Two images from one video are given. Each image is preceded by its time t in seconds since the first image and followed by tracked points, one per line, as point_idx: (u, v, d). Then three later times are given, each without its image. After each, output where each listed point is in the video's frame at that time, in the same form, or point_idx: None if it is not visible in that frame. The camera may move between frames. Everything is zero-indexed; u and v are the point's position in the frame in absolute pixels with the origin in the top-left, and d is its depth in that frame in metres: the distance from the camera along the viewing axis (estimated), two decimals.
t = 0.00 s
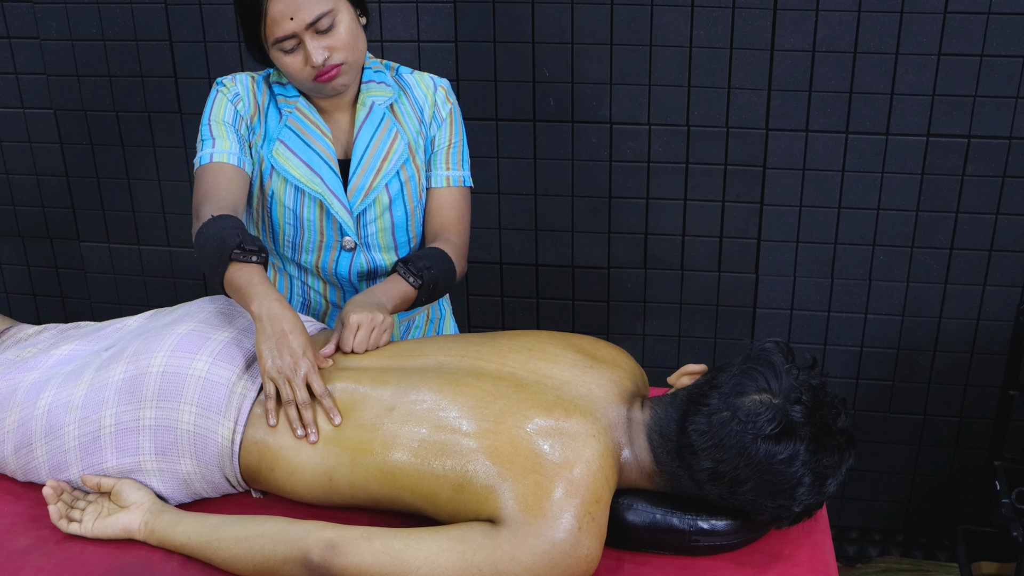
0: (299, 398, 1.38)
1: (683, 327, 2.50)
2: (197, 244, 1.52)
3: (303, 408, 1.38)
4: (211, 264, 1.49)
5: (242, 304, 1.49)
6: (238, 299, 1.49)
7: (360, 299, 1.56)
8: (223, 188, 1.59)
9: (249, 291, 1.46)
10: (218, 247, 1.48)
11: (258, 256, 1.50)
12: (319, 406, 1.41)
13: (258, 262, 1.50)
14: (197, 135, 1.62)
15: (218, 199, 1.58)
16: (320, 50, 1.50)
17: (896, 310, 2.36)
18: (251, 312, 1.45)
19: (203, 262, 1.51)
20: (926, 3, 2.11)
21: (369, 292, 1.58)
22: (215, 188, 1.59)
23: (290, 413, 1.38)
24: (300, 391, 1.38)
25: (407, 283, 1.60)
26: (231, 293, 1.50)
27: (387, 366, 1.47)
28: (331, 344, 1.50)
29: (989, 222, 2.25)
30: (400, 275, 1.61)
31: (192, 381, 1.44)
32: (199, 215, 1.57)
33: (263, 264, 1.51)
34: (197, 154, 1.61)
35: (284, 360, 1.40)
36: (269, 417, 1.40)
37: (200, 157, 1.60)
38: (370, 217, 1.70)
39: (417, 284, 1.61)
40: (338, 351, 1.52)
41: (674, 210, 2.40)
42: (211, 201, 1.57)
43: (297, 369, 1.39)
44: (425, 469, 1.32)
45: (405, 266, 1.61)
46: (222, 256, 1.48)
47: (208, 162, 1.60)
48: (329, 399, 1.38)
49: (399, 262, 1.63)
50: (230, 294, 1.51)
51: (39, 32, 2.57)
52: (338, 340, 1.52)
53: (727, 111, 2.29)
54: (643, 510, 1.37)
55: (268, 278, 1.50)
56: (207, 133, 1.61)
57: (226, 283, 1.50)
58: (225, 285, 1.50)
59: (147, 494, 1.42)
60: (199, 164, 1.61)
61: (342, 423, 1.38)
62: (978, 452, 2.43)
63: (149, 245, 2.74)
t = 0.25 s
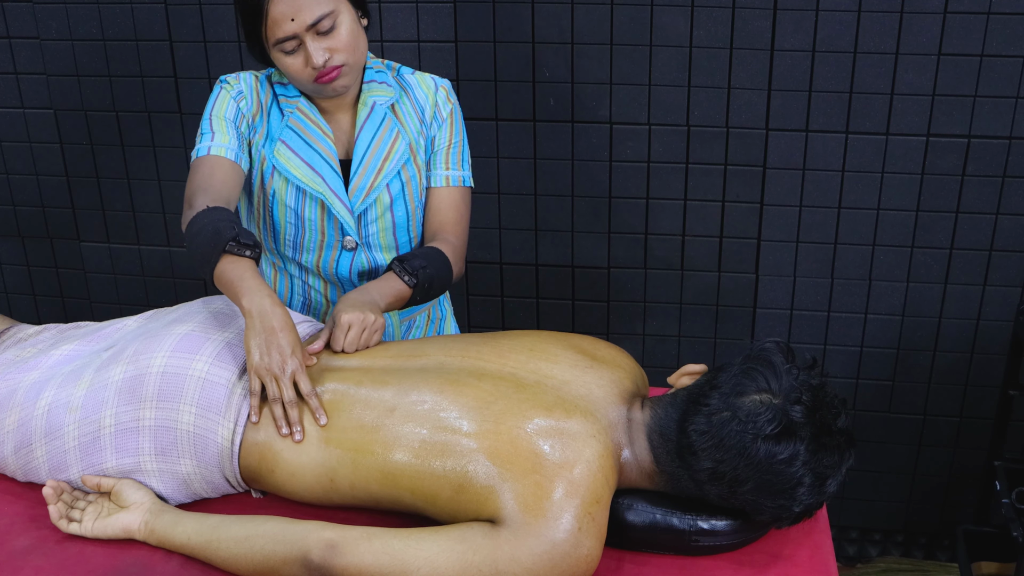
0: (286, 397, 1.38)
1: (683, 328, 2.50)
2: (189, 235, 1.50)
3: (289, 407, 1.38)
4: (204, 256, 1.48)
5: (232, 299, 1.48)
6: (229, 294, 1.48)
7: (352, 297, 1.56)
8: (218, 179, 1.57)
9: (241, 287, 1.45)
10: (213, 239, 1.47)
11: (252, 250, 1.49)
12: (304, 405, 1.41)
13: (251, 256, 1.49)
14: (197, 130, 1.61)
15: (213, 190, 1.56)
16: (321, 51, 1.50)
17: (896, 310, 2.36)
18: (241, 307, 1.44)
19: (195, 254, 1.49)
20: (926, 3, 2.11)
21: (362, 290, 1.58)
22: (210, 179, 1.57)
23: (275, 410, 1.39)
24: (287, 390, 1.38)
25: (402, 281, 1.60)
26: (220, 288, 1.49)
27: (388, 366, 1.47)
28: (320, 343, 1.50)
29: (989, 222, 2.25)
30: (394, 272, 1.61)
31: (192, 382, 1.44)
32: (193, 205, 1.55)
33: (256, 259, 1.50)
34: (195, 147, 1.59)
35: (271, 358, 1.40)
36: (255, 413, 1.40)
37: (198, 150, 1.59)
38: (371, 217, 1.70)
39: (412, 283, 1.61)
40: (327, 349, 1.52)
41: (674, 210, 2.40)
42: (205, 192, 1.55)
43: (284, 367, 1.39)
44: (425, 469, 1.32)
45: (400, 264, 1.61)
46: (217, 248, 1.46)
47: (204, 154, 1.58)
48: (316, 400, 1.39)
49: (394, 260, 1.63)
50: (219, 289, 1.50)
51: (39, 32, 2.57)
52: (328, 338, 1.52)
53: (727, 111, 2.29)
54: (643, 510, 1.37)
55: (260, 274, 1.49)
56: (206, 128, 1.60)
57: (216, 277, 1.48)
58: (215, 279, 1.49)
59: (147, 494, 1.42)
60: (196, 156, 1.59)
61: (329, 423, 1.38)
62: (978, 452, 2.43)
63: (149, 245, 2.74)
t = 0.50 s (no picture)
0: (282, 398, 1.39)
1: (683, 328, 2.50)
2: (183, 236, 1.50)
3: (285, 408, 1.38)
4: (199, 257, 1.48)
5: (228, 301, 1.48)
6: (225, 296, 1.48)
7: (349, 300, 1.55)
8: (212, 181, 1.58)
9: (237, 289, 1.45)
10: (207, 240, 1.47)
11: (246, 253, 1.49)
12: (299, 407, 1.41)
13: (246, 258, 1.49)
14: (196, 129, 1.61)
15: (207, 192, 1.56)
16: (327, 63, 1.50)
17: (896, 310, 2.36)
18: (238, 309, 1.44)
19: (188, 255, 1.49)
20: (926, 3, 2.11)
21: (360, 291, 1.58)
22: (206, 181, 1.57)
23: (271, 412, 1.39)
24: (282, 391, 1.39)
25: (401, 283, 1.60)
26: (216, 289, 1.49)
27: (388, 367, 1.47)
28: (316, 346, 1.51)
29: (989, 222, 2.25)
30: (394, 275, 1.61)
31: (192, 382, 1.44)
32: (185, 207, 1.55)
33: (251, 260, 1.50)
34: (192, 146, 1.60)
35: (267, 360, 1.40)
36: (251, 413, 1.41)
37: (194, 150, 1.59)
38: (370, 221, 1.70)
39: (411, 285, 1.60)
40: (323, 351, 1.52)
41: (674, 210, 2.40)
42: (199, 194, 1.56)
43: (280, 369, 1.39)
44: (426, 470, 1.32)
45: (399, 267, 1.60)
46: (211, 249, 1.46)
47: (201, 155, 1.58)
48: (311, 402, 1.39)
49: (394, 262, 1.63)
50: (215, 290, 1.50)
51: (39, 32, 2.57)
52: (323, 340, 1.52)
53: (728, 111, 2.29)
54: (643, 509, 1.37)
55: (256, 277, 1.49)
56: (205, 127, 1.60)
57: (212, 279, 1.48)
58: (211, 281, 1.49)
59: (147, 494, 1.42)
60: (193, 156, 1.59)
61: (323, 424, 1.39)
62: (978, 452, 2.43)
63: (149, 245, 2.74)
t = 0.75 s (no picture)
0: (290, 406, 1.38)
1: (683, 327, 2.50)
2: (187, 245, 1.51)
3: (293, 416, 1.38)
4: (203, 265, 1.48)
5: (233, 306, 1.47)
6: (229, 301, 1.47)
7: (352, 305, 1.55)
8: (216, 184, 1.57)
9: (241, 294, 1.45)
10: (209, 249, 1.47)
11: (251, 257, 1.48)
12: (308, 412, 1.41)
13: (251, 262, 1.48)
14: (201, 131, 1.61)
15: (211, 196, 1.56)
16: (336, 52, 1.51)
17: (896, 310, 2.36)
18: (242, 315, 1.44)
19: (194, 264, 1.50)
20: (926, 3, 2.11)
21: (363, 296, 1.58)
22: (209, 185, 1.57)
23: (279, 419, 1.39)
24: (290, 398, 1.38)
25: (405, 288, 1.60)
26: (221, 294, 1.48)
27: (389, 368, 1.46)
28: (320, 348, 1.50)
29: (989, 222, 2.25)
30: (398, 278, 1.61)
31: (192, 383, 1.44)
32: (191, 212, 1.55)
33: (255, 265, 1.49)
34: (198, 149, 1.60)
35: (277, 367, 1.39)
36: (257, 420, 1.41)
37: (200, 153, 1.59)
38: (379, 224, 1.70)
39: (414, 289, 1.60)
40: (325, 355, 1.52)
41: (674, 210, 2.40)
42: (203, 199, 1.56)
43: (289, 376, 1.39)
44: (427, 470, 1.32)
45: (403, 270, 1.61)
46: (214, 256, 1.46)
47: (206, 159, 1.58)
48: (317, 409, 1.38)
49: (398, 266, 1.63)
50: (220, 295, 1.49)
51: (39, 32, 2.57)
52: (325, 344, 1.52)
53: (727, 111, 2.29)
54: (643, 510, 1.37)
55: (261, 281, 1.48)
56: (210, 129, 1.60)
57: (217, 284, 1.48)
58: (216, 286, 1.49)
59: (147, 494, 1.42)
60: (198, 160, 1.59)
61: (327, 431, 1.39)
62: (978, 452, 2.43)
63: (149, 245, 2.74)
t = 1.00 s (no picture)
0: (293, 407, 1.38)
1: (683, 327, 2.50)
2: (200, 244, 1.51)
3: (296, 417, 1.38)
4: (215, 264, 1.48)
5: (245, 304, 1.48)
6: (241, 300, 1.47)
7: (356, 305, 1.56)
8: (227, 184, 1.58)
9: (253, 293, 1.45)
10: (222, 247, 1.47)
11: (263, 257, 1.48)
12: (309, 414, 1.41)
13: (263, 262, 1.49)
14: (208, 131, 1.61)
15: (222, 197, 1.56)
16: (350, 40, 1.52)
17: (896, 310, 2.36)
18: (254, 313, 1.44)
19: (206, 262, 1.50)
20: (926, 3, 2.11)
21: (366, 298, 1.59)
22: (219, 185, 1.57)
23: (280, 419, 1.39)
24: (294, 399, 1.38)
25: (406, 290, 1.60)
26: (233, 293, 1.48)
27: (390, 368, 1.46)
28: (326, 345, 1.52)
29: (989, 222, 2.25)
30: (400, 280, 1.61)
31: (192, 383, 1.44)
32: (203, 212, 1.55)
33: (267, 265, 1.49)
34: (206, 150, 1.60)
35: (285, 367, 1.40)
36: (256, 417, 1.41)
37: (208, 154, 1.59)
38: (382, 222, 1.70)
39: (416, 292, 1.61)
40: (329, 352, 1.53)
41: (674, 210, 2.40)
42: (215, 199, 1.56)
43: (296, 377, 1.39)
44: (427, 470, 1.32)
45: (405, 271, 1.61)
46: (227, 255, 1.46)
47: (215, 159, 1.59)
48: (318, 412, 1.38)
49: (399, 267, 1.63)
50: (232, 293, 1.50)
51: (39, 32, 2.57)
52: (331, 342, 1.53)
53: (728, 111, 2.29)
54: (643, 510, 1.37)
55: (273, 281, 1.48)
56: (216, 129, 1.60)
57: (230, 283, 1.48)
58: (227, 285, 1.49)
59: (147, 494, 1.42)
60: (207, 161, 1.60)
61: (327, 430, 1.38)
62: (978, 452, 2.43)
63: (149, 245, 2.74)
